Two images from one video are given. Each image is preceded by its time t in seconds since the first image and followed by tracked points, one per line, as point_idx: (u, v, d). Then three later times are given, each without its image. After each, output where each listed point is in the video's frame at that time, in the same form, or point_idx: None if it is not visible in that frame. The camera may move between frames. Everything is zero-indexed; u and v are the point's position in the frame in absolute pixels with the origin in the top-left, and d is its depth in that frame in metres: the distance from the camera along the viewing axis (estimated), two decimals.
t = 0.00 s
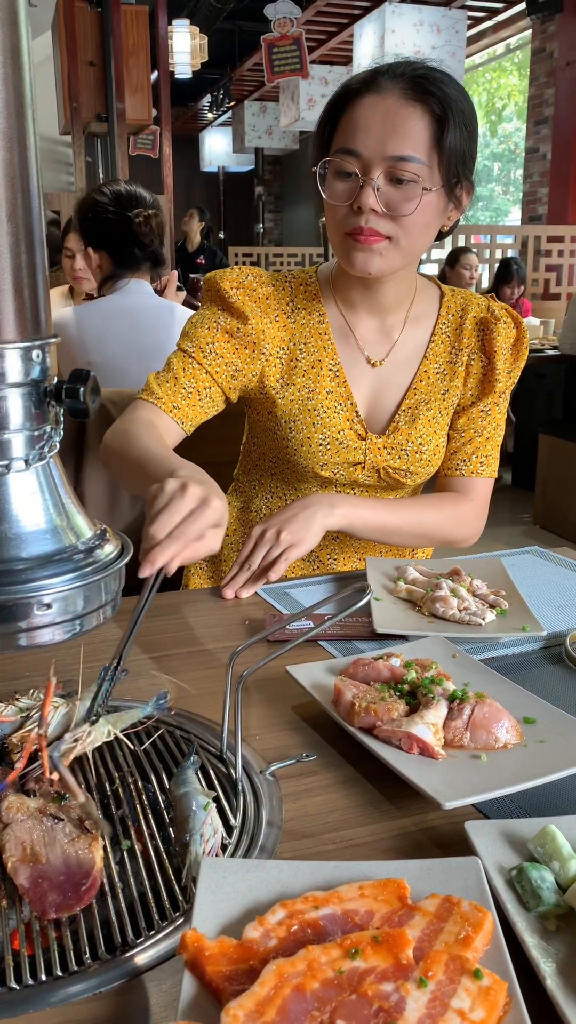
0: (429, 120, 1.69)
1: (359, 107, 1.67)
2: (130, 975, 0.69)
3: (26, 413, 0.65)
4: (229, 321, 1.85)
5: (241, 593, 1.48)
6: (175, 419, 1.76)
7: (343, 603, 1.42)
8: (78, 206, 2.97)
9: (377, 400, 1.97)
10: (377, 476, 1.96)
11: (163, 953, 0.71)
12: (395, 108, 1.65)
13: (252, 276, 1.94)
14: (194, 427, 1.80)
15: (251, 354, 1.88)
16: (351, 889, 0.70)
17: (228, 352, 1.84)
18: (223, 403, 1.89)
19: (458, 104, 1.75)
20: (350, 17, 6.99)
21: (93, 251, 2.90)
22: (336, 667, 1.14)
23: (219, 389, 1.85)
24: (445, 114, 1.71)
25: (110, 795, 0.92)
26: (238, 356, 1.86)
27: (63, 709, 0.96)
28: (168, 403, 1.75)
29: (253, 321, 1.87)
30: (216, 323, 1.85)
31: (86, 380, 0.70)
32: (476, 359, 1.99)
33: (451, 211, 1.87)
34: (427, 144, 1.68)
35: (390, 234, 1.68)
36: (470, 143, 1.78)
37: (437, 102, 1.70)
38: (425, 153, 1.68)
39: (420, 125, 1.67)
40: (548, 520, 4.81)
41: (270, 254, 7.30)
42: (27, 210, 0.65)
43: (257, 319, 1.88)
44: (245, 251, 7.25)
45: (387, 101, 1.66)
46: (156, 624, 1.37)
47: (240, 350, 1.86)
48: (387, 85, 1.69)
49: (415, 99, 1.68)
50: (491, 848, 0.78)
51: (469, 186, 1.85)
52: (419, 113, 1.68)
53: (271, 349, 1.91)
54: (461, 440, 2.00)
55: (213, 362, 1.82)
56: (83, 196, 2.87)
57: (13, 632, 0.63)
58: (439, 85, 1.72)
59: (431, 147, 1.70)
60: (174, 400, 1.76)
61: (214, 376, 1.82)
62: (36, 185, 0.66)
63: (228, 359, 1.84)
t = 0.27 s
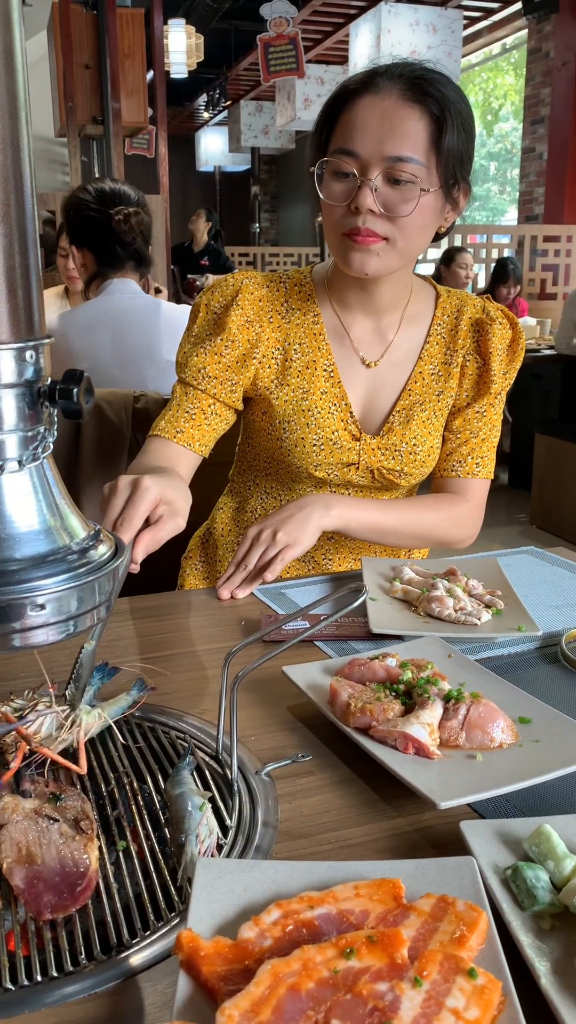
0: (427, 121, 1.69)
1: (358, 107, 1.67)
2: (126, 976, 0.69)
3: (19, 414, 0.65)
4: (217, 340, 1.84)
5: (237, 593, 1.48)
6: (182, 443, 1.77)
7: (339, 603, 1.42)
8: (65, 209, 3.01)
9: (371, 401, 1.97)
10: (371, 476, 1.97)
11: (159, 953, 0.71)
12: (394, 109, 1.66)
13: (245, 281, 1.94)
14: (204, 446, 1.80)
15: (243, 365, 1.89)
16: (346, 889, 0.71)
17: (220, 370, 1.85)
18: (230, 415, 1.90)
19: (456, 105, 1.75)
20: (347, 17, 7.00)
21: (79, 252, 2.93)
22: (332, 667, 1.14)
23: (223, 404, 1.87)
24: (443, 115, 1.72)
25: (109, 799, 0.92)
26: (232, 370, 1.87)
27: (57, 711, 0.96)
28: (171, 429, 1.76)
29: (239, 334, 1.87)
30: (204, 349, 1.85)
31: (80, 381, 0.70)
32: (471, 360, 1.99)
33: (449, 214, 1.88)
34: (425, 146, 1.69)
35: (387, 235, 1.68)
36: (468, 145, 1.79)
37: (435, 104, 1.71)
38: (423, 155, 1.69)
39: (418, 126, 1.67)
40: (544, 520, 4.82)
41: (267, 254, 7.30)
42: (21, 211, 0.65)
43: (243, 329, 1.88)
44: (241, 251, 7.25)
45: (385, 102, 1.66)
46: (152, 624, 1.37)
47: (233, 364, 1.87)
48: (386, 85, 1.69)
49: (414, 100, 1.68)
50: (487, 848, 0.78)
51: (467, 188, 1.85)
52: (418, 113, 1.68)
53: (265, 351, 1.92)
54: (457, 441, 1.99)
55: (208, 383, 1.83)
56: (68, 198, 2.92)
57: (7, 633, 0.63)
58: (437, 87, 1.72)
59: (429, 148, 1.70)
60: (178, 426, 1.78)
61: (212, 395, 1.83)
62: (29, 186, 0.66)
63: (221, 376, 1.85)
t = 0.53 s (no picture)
0: (426, 124, 1.70)
1: (356, 109, 1.67)
2: (119, 977, 0.68)
3: (11, 414, 0.65)
4: (212, 346, 1.84)
5: (232, 593, 1.46)
6: (182, 452, 1.76)
7: (333, 603, 1.42)
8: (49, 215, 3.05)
9: (366, 405, 1.97)
10: (366, 478, 1.97)
11: (153, 954, 0.71)
12: (392, 111, 1.66)
13: (240, 283, 1.94)
14: (203, 454, 1.80)
15: (239, 368, 1.88)
16: (339, 889, 0.70)
17: (216, 376, 1.84)
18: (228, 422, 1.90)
19: (455, 108, 1.75)
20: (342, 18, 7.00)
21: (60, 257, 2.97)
22: (327, 667, 1.14)
23: (221, 410, 1.86)
24: (442, 118, 1.72)
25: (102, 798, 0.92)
26: (228, 374, 1.87)
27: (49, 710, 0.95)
28: (170, 437, 1.76)
29: (233, 338, 1.87)
30: (199, 355, 1.84)
31: (73, 381, 0.70)
32: (466, 360, 1.99)
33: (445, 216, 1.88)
34: (423, 149, 1.69)
35: (384, 238, 1.68)
36: (465, 148, 1.79)
37: (434, 106, 1.71)
38: (421, 158, 1.69)
39: (417, 128, 1.68)
40: (540, 520, 4.82)
41: (262, 254, 7.30)
42: (12, 211, 0.65)
43: (238, 332, 1.88)
44: (237, 251, 7.25)
45: (384, 104, 1.66)
46: (147, 624, 1.37)
47: (228, 369, 1.86)
48: (384, 87, 1.69)
49: (413, 103, 1.68)
50: (481, 848, 0.78)
51: (464, 191, 1.86)
52: (416, 116, 1.68)
53: (260, 353, 1.92)
54: (451, 442, 2.00)
55: (206, 390, 1.83)
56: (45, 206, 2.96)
57: None
58: (436, 89, 1.72)
59: (428, 151, 1.71)
60: (176, 434, 1.77)
61: (210, 401, 1.83)
62: (20, 187, 0.66)
63: (219, 381, 1.85)
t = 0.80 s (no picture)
0: (426, 128, 1.70)
1: (356, 111, 1.66)
2: (116, 979, 0.68)
3: (9, 414, 0.65)
4: (204, 345, 1.84)
5: (228, 593, 1.47)
6: (162, 447, 1.76)
7: (330, 603, 1.42)
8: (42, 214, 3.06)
9: (362, 406, 1.97)
10: (364, 480, 1.98)
11: (150, 955, 0.71)
12: (393, 114, 1.65)
13: (235, 283, 1.93)
14: (184, 451, 1.80)
15: (230, 367, 1.88)
16: (337, 890, 0.70)
17: (206, 373, 1.84)
18: (214, 421, 1.90)
19: (454, 111, 1.76)
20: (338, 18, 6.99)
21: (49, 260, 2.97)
22: (324, 668, 1.14)
23: (207, 409, 1.86)
24: (442, 122, 1.72)
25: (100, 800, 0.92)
26: (218, 372, 1.86)
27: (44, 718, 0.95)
28: (154, 432, 1.76)
29: (227, 337, 1.87)
30: (190, 353, 1.84)
31: (70, 381, 0.70)
32: (461, 361, 1.99)
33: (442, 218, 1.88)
34: (423, 153, 1.69)
35: (383, 241, 1.69)
36: (464, 151, 1.80)
37: (434, 110, 1.71)
38: (421, 162, 1.69)
39: (417, 132, 1.68)
40: (536, 520, 4.83)
41: (259, 254, 7.29)
42: (8, 212, 0.64)
43: (233, 331, 1.88)
44: (233, 251, 7.25)
45: (384, 107, 1.66)
46: (143, 625, 1.37)
47: (219, 366, 1.86)
48: (384, 90, 1.69)
49: (413, 106, 1.68)
50: (478, 848, 0.78)
51: (461, 194, 1.86)
52: (417, 120, 1.68)
53: (255, 355, 1.92)
54: (447, 443, 2.00)
55: (194, 387, 1.83)
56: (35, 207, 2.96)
57: None
58: (436, 92, 1.72)
59: (428, 155, 1.71)
60: (159, 429, 1.77)
61: (198, 398, 1.83)
62: (17, 187, 0.66)
63: (208, 379, 1.84)
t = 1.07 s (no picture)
0: (421, 129, 1.70)
1: (350, 112, 1.66)
2: (112, 981, 0.68)
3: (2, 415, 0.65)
4: (196, 348, 1.83)
5: (224, 594, 1.47)
6: (149, 451, 1.78)
7: (327, 604, 1.42)
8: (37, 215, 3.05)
9: (357, 407, 1.97)
10: (359, 481, 1.97)
11: (146, 957, 0.71)
12: (387, 116, 1.65)
13: (228, 285, 1.94)
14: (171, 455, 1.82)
15: (223, 369, 1.88)
16: (333, 892, 0.70)
17: (198, 376, 1.84)
18: (207, 425, 1.90)
19: (448, 113, 1.76)
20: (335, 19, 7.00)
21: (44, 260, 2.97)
22: (320, 669, 1.14)
23: (196, 412, 1.86)
24: (436, 123, 1.72)
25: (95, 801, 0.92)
26: (210, 375, 1.86)
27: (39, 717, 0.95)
28: (141, 436, 1.77)
29: (219, 340, 1.86)
30: (182, 356, 1.83)
31: (63, 382, 0.69)
32: (457, 360, 2.00)
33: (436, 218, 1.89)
34: (418, 154, 1.69)
35: (379, 243, 1.68)
36: (458, 152, 1.80)
37: (428, 111, 1.71)
38: (416, 163, 1.69)
39: (412, 133, 1.68)
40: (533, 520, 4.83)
41: (256, 254, 7.29)
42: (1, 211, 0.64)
43: (224, 335, 1.88)
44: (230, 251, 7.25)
45: (378, 108, 1.66)
46: (140, 626, 1.37)
47: (211, 370, 1.86)
48: (378, 91, 1.68)
49: (408, 107, 1.68)
50: (474, 849, 0.78)
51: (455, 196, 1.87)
52: (411, 121, 1.68)
53: (248, 358, 1.91)
54: (444, 443, 1.99)
55: (186, 390, 1.83)
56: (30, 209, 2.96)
57: None
58: (430, 94, 1.72)
59: (423, 156, 1.71)
60: (147, 433, 1.79)
61: (189, 402, 1.84)
62: (10, 187, 0.65)
63: (199, 382, 1.84)
